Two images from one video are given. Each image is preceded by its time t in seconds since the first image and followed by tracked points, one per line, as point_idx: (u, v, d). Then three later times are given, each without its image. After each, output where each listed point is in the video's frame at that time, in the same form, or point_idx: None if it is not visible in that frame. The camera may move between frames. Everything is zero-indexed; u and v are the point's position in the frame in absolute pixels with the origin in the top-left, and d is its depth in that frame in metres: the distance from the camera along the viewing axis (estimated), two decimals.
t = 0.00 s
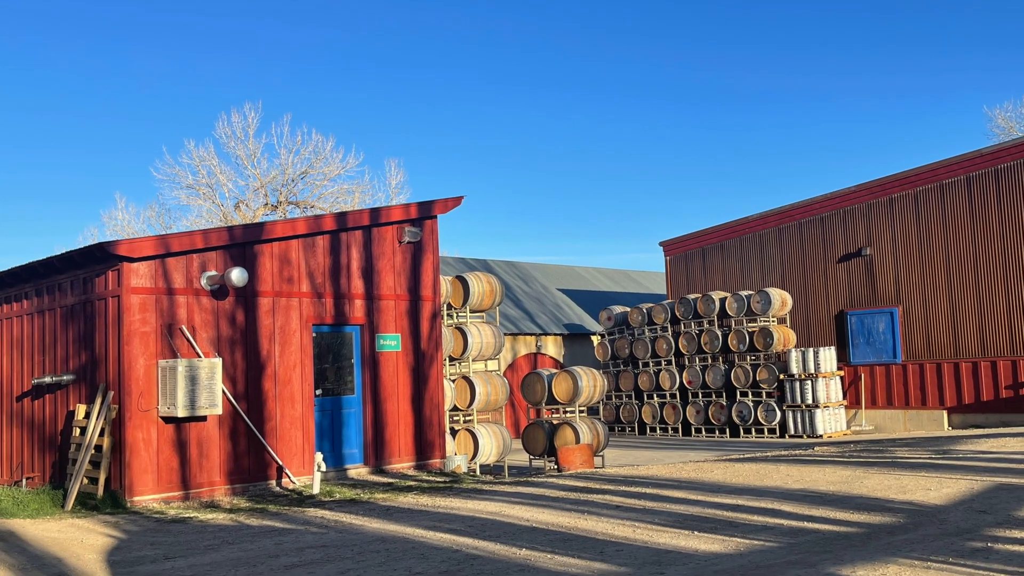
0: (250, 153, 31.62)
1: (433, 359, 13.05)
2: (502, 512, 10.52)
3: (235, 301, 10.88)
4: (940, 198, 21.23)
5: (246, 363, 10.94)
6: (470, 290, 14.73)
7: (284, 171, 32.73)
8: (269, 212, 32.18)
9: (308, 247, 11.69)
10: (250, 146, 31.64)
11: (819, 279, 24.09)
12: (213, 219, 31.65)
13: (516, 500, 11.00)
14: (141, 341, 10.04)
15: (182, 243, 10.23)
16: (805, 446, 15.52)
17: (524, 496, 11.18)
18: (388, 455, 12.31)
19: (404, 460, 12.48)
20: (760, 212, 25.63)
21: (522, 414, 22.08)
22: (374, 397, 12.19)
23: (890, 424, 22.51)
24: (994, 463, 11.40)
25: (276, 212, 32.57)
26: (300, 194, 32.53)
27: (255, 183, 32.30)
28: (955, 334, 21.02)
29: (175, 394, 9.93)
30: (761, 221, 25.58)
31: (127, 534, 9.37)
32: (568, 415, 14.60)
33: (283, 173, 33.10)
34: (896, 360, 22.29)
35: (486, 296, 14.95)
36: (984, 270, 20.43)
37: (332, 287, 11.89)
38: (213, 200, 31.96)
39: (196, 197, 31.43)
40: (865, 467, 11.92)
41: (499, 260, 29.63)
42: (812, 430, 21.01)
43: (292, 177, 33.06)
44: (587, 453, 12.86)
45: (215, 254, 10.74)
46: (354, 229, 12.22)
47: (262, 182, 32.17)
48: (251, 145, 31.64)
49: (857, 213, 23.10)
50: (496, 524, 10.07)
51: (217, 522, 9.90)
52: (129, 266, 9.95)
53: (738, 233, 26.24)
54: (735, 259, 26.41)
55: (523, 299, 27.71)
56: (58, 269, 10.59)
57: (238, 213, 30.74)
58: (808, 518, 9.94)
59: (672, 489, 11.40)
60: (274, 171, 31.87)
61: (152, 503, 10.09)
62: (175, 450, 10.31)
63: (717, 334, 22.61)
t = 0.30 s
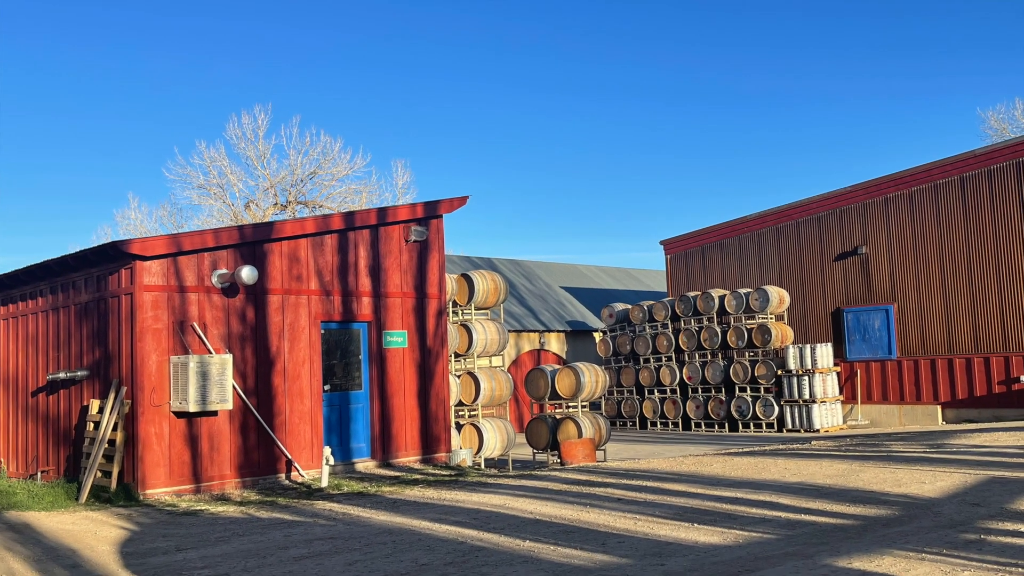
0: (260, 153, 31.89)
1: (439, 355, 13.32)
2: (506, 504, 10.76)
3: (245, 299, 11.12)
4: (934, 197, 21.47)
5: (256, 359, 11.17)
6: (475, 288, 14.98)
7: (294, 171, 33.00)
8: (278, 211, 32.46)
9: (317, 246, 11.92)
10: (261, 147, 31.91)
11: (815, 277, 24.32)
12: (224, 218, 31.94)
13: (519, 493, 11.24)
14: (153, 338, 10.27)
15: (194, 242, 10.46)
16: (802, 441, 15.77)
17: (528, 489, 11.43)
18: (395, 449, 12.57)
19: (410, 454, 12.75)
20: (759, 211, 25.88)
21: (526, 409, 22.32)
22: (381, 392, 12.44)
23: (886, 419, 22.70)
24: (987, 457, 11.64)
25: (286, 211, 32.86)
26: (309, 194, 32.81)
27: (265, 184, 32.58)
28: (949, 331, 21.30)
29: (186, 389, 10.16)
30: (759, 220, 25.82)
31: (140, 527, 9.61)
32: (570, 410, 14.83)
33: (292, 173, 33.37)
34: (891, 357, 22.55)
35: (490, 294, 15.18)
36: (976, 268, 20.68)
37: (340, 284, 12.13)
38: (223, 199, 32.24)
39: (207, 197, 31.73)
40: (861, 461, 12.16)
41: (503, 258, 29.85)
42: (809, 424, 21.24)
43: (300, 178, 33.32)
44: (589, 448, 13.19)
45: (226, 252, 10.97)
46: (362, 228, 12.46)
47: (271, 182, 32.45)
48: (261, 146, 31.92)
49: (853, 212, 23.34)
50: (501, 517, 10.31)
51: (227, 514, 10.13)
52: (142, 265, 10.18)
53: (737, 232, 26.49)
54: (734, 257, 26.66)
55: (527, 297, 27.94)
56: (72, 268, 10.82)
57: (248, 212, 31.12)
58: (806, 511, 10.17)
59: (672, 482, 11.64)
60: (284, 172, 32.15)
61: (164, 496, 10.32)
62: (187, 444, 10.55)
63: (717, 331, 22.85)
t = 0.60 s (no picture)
0: (269, 154, 32.21)
1: (444, 352, 13.59)
2: (510, 497, 11.00)
3: (255, 297, 11.35)
4: (928, 197, 21.70)
5: (265, 355, 11.41)
6: (480, 286, 15.20)
7: (302, 171, 33.32)
8: (287, 211, 32.78)
9: (325, 245, 12.17)
10: (270, 148, 32.23)
11: (811, 275, 24.60)
12: (234, 218, 32.25)
13: (523, 486, 11.49)
14: (165, 334, 10.50)
15: (205, 241, 10.70)
16: (798, 435, 16.02)
17: (531, 483, 11.67)
18: (401, 443, 12.83)
19: (416, 448, 13.01)
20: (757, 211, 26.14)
21: (529, 404, 22.56)
22: (387, 388, 12.69)
23: (882, 414, 23.00)
24: (980, 451, 11.87)
25: (294, 211, 33.18)
26: (318, 194, 33.12)
27: (274, 184, 32.91)
28: (943, 328, 21.55)
29: (197, 385, 10.39)
30: (757, 220, 26.08)
31: (152, 519, 9.84)
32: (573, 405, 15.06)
33: (300, 174, 33.68)
34: (886, 353, 22.83)
35: (494, 292, 15.38)
36: (969, 266, 20.91)
37: (347, 282, 12.37)
38: (233, 200, 32.56)
39: (217, 197, 32.07)
40: (857, 455, 12.40)
41: (507, 256, 30.10)
42: (806, 419, 21.48)
43: (308, 178, 33.63)
44: (592, 442, 13.35)
45: (236, 251, 11.20)
46: (368, 227, 12.70)
47: (280, 182, 32.77)
48: (270, 147, 32.24)
49: (849, 212, 23.60)
50: (505, 509, 10.55)
51: (238, 507, 10.37)
52: (154, 264, 10.41)
53: (736, 231, 26.77)
54: (732, 256, 26.93)
55: (530, 294, 28.18)
56: (86, 266, 11.05)
57: (257, 212, 31.51)
58: (803, 504, 10.41)
59: (672, 476, 11.88)
60: (292, 172, 32.48)
61: (175, 489, 10.56)
62: (198, 438, 10.78)
63: (717, 327, 23.02)
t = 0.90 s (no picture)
0: (278, 154, 32.59)
1: (449, 348, 13.86)
2: (513, 491, 11.24)
3: (264, 294, 11.59)
4: (923, 197, 21.93)
5: (274, 352, 11.64)
6: (484, 284, 15.42)
7: (310, 172, 33.68)
8: (296, 210, 33.14)
9: (333, 244, 12.41)
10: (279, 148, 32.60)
11: (809, 273, 24.88)
12: (243, 217, 32.62)
13: (526, 480, 11.73)
14: (176, 331, 10.74)
15: (215, 240, 10.94)
16: (796, 430, 16.26)
17: (534, 476, 11.91)
18: (407, 437, 13.10)
19: (422, 442, 13.28)
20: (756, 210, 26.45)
21: (533, 399, 22.84)
22: (394, 383, 12.96)
23: (877, 410, 23.21)
24: (974, 446, 12.10)
25: (303, 211, 33.54)
26: (326, 194, 33.48)
27: (283, 184, 33.25)
28: (937, 325, 21.76)
29: (208, 381, 10.62)
30: (756, 219, 26.40)
31: (163, 512, 10.08)
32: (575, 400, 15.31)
33: (308, 174, 34.04)
34: (882, 350, 23.03)
35: (498, 290, 15.62)
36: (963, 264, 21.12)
37: (355, 280, 12.63)
38: (242, 199, 32.93)
39: (228, 197, 32.46)
40: (853, 449, 12.63)
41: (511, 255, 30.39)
42: (804, 415, 21.68)
43: (317, 178, 33.99)
44: (594, 437, 13.63)
45: (246, 250, 11.44)
46: (375, 227, 12.94)
47: (289, 182, 33.12)
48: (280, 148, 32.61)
49: (846, 212, 23.87)
50: (509, 502, 10.79)
51: (247, 500, 10.60)
52: (165, 262, 10.63)
53: (735, 230, 27.09)
54: (732, 255, 27.24)
55: (533, 292, 28.45)
56: (99, 264, 11.29)
57: (267, 211, 31.97)
58: (801, 497, 10.64)
59: (673, 470, 12.12)
60: (301, 173, 32.84)
61: (187, 482, 10.80)
62: (208, 433, 11.02)
63: (716, 325, 23.20)
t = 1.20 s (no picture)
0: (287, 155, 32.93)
1: (454, 345, 14.13)
2: (517, 485, 11.48)
3: (273, 292, 11.82)
4: (918, 197, 22.17)
5: (283, 348, 11.86)
6: (489, 282, 15.65)
7: (319, 172, 34.04)
8: (304, 210, 33.49)
9: (340, 243, 12.65)
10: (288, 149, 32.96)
11: (806, 272, 25.13)
12: (253, 216, 32.96)
13: (530, 474, 11.96)
14: (187, 328, 10.97)
15: (225, 238, 11.16)
16: (793, 425, 16.53)
17: (538, 470, 12.15)
18: (413, 432, 13.36)
19: (427, 437, 13.54)
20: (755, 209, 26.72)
21: (536, 394, 23.14)
22: (400, 379, 13.21)
23: (873, 405, 23.40)
24: (967, 440, 12.34)
25: (312, 210, 33.89)
26: (334, 194, 33.84)
27: (292, 184, 33.58)
28: (932, 321, 22.02)
29: (218, 377, 10.84)
30: (755, 219, 26.67)
31: (174, 505, 10.31)
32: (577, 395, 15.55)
33: (317, 175, 34.40)
34: (878, 346, 23.23)
35: (502, 288, 15.84)
36: (957, 262, 21.38)
37: (362, 278, 12.87)
38: (252, 199, 33.26)
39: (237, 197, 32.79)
40: (850, 444, 12.87)
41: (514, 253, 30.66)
42: (801, 410, 21.89)
43: (325, 178, 34.33)
44: (596, 432, 13.86)
45: (256, 249, 11.68)
46: (382, 226, 13.18)
47: (298, 182, 33.45)
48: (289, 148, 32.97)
49: (842, 211, 24.12)
50: (513, 496, 11.02)
51: (257, 494, 10.84)
52: (177, 261, 10.86)
53: (734, 230, 27.35)
54: (731, 254, 27.50)
55: (536, 290, 28.71)
56: (112, 263, 11.52)
57: (276, 211, 32.36)
58: (798, 490, 10.88)
59: (673, 464, 12.35)
60: (309, 173, 33.19)
61: (197, 476, 11.03)
62: (219, 428, 11.25)
63: (716, 322, 23.46)
